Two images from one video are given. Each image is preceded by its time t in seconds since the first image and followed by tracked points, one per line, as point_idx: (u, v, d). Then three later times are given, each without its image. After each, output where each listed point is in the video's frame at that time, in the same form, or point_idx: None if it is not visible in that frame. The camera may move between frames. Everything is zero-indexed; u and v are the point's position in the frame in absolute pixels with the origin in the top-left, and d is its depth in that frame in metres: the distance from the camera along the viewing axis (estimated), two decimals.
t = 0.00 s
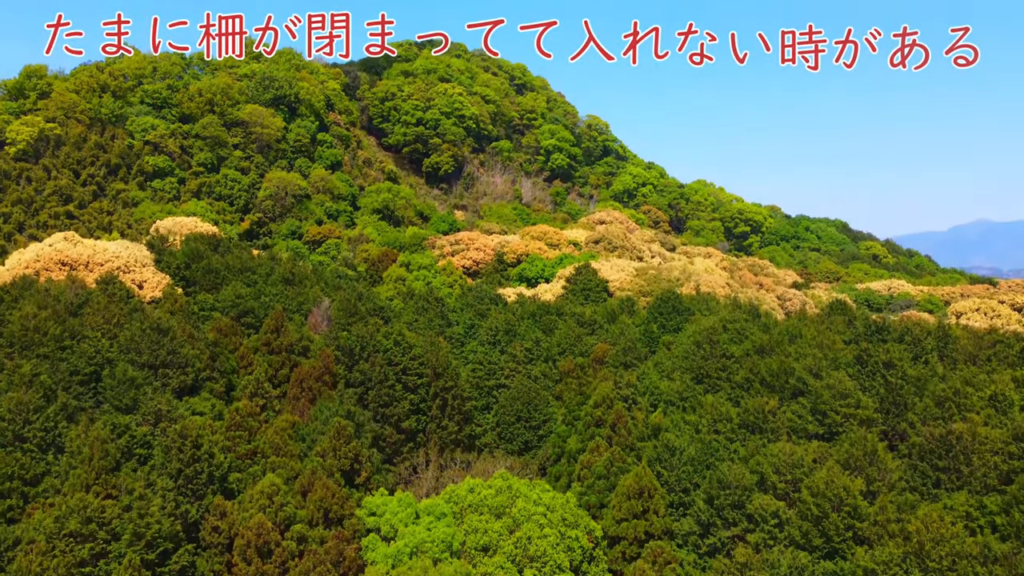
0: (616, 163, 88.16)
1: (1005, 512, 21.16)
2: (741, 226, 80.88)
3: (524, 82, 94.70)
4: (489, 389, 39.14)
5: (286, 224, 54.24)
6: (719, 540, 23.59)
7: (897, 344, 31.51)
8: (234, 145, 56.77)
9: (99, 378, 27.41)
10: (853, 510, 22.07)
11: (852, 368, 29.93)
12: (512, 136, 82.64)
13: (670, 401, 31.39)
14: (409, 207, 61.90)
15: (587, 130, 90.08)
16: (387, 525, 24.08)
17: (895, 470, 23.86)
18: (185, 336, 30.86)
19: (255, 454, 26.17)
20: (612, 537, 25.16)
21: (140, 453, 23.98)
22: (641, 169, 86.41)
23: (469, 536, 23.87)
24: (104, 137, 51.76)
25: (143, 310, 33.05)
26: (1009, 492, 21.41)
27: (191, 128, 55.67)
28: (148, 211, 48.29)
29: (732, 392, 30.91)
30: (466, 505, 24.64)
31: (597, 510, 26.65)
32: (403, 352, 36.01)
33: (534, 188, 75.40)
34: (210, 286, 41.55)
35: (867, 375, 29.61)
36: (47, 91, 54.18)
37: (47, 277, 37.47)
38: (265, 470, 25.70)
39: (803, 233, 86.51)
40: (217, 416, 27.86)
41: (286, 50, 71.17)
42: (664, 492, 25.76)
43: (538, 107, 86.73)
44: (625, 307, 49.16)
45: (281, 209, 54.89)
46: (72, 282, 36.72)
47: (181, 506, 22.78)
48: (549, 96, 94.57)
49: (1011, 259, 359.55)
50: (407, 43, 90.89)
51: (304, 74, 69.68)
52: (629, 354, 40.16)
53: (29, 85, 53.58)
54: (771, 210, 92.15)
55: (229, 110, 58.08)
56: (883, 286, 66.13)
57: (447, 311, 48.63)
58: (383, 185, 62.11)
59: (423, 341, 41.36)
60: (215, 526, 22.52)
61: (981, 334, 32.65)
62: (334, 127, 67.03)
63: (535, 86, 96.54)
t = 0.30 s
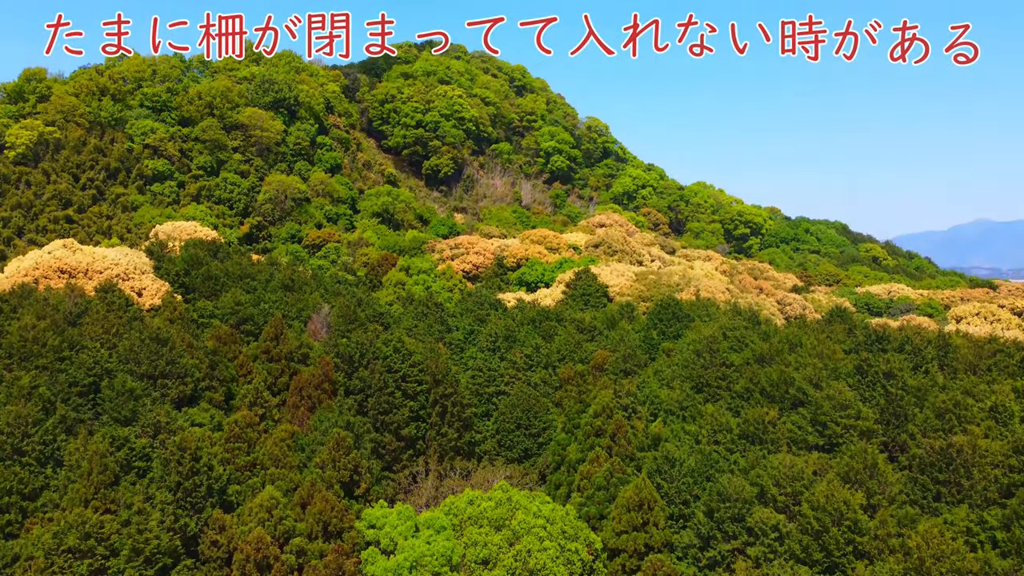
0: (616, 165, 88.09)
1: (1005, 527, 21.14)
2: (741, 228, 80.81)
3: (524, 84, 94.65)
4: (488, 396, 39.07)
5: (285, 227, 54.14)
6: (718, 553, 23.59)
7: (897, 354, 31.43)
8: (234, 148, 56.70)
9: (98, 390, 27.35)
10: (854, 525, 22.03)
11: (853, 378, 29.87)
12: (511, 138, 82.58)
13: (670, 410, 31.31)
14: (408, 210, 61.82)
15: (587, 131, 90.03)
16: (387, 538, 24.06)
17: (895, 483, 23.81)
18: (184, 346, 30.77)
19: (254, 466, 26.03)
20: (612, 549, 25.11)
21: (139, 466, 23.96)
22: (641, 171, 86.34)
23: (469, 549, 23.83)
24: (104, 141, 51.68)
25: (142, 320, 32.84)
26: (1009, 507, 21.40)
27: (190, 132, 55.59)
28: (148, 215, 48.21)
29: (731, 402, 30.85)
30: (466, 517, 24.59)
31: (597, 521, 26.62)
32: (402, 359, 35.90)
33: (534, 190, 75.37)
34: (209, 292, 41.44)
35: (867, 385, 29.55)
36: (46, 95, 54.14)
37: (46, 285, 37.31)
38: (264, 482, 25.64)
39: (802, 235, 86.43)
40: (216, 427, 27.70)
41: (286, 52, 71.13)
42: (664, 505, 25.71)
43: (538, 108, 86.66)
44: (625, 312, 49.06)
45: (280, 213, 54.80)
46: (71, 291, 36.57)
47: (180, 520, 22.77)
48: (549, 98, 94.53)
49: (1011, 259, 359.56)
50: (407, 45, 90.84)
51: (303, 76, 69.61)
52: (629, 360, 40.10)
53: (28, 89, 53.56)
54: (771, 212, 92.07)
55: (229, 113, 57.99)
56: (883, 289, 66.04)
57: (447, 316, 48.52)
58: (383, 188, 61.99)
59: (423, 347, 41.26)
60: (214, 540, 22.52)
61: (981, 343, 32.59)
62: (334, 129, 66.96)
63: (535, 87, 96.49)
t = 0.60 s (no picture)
0: (616, 167, 88.02)
1: (1006, 542, 21.13)
2: (741, 230, 80.71)
3: (524, 86, 94.58)
4: (488, 403, 39.03)
5: (285, 231, 54.03)
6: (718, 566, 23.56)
7: (897, 364, 31.35)
8: (233, 151, 56.60)
9: (97, 401, 27.31)
10: (854, 539, 22.02)
11: (853, 389, 29.80)
12: (511, 141, 82.53)
13: (670, 420, 31.22)
14: (408, 214, 61.72)
15: (586, 133, 89.98)
16: (386, 551, 24.03)
17: (895, 496, 23.80)
18: (184, 355, 30.71)
19: (253, 478, 25.99)
20: (612, 561, 25.06)
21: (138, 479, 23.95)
22: (641, 173, 86.26)
23: (469, 562, 23.79)
24: (103, 144, 51.57)
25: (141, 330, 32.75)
26: (1010, 522, 21.38)
27: (189, 135, 55.50)
28: (147, 219, 48.11)
29: (731, 412, 30.78)
30: (466, 530, 24.55)
31: (597, 532, 26.59)
32: (402, 366, 35.80)
33: (533, 193, 75.33)
34: (208, 298, 41.36)
35: (867, 396, 29.49)
36: (45, 98, 54.07)
37: (45, 293, 37.21)
38: (262, 494, 25.60)
39: (802, 237, 86.33)
40: (215, 438, 27.58)
41: (285, 55, 71.10)
42: (664, 517, 25.68)
43: (537, 110, 86.57)
44: (625, 317, 48.98)
45: (280, 216, 54.70)
46: (71, 298, 36.50)
47: (180, 534, 22.77)
48: (548, 100, 94.47)
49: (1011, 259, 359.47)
50: (407, 47, 90.78)
51: (303, 79, 69.54)
52: (629, 366, 39.99)
53: (27, 92, 53.50)
54: (770, 214, 91.99)
55: (229, 116, 57.90)
56: (883, 293, 65.94)
57: (447, 321, 48.40)
58: (383, 192, 61.86)
59: (422, 353, 41.18)
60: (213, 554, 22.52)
61: (981, 353, 32.51)
62: (333, 132, 66.89)
63: (535, 89, 96.42)
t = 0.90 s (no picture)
0: (615, 168, 87.97)
1: (1007, 558, 21.12)
2: (741, 232, 80.69)
3: (524, 87, 94.54)
4: (488, 410, 39.01)
5: (285, 235, 53.97)
6: None
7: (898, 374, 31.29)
8: (233, 155, 56.54)
9: (96, 413, 27.29)
10: (854, 554, 22.02)
11: (853, 399, 29.77)
12: (511, 143, 82.47)
13: (670, 429, 31.16)
14: (407, 217, 61.65)
15: (586, 135, 89.95)
16: (386, 565, 24.03)
17: (895, 509, 23.82)
18: (183, 364, 30.65)
19: (252, 489, 25.98)
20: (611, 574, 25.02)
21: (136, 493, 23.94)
22: (640, 175, 86.23)
23: None
24: (103, 148, 51.51)
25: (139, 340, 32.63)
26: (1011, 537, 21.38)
27: (189, 138, 55.45)
28: (147, 224, 48.03)
29: (730, 424, 30.75)
30: (466, 543, 24.55)
31: (597, 544, 26.59)
32: (402, 374, 35.71)
33: (533, 195, 75.29)
34: (208, 304, 41.29)
35: (867, 407, 29.45)
36: (45, 101, 54.03)
37: (44, 301, 37.13)
38: (262, 506, 25.60)
39: (802, 239, 86.29)
40: (214, 449, 27.48)
41: (285, 58, 71.07)
42: (664, 529, 25.66)
43: (537, 111, 86.51)
44: (625, 323, 48.90)
45: (280, 220, 54.65)
46: (70, 306, 36.43)
47: (179, 548, 22.79)
48: (548, 101, 94.43)
49: (1011, 259, 359.33)
50: (406, 48, 90.73)
51: (302, 81, 69.47)
52: (629, 373, 39.95)
53: (27, 95, 53.47)
54: (770, 216, 91.98)
55: (228, 120, 57.83)
56: (883, 297, 65.86)
57: (446, 325, 48.32)
58: (383, 195, 61.77)
59: (421, 360, 41.10)
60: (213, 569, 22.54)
61: (982, 362, 32.48)
62: (333, 135, 66.84)
63: (535, 90, 96.38)
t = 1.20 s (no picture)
0: (615, 170, 87.90)
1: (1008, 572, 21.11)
2: (741, 234, 80.64)
3: (523, 89, 94.42)
4: (488, 417, 38.94)
5: (284, 238, 53.87)
6: None
7: (898, 383, 31.21)
8: (233, 158, 56.45)
9: (95, 424, 27.22)
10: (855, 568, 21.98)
11: (853, 409, 29.69)
12: (511, 145, 82.38)
13: (671, 438, 31.04)
14: (407, 221, 61.54)
15: (586, 136, 89.85)
16: None
17: (895, 521, 23.85)
18: (182, 373, 30.57)
19: (252, 501, 25.91)
20: None
21: (135, 506, 23.90)
22: (640, 177, 86.18)
23: None
24: (102, 152, 51.44)
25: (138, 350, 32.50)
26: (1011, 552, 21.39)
27: (189, 141, 55.37)
28: (146, 229, 47.95)
29: (730, 433, 30.67)
30: (465, 555, 24.47)
31: (597, 555, 26.53)
32: (401, 381, 35.59)
33: (533, 197, 75.20)
34: (207, 311, 41.19)
35: (868, 417, 29.37)
36: (44, 105, 53.95)
37: (43, 309, 37.02)
38: (262, 518, 25.64)
39: (802, 241, 86.22)
40: (214, 460, 27.47)
41: (285, 60, 70.98)
42: (664, 541, 25.57)
43: (537, 113, 86.41)
44: (625, 329, 48.77)
45: (279, 223, 54.58)
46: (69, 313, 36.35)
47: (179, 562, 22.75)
48: (548, 103, 94.33)
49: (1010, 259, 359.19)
50: (406, 50, 90.61)
51: (302, 83, 69.35)
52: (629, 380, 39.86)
53: (26, 99, 53.41)
54: (770, 217, 91.93)
55: (228, 123, 57.71)
56: (883, 300, 65.77)
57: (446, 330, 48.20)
58: (382, 199, 61.64)
59: (421, 366, 40.97)
60: None
61: (982, 371, 32.43)
62: (332, 138, 66.71)
63: (534, 91, 96.26)
